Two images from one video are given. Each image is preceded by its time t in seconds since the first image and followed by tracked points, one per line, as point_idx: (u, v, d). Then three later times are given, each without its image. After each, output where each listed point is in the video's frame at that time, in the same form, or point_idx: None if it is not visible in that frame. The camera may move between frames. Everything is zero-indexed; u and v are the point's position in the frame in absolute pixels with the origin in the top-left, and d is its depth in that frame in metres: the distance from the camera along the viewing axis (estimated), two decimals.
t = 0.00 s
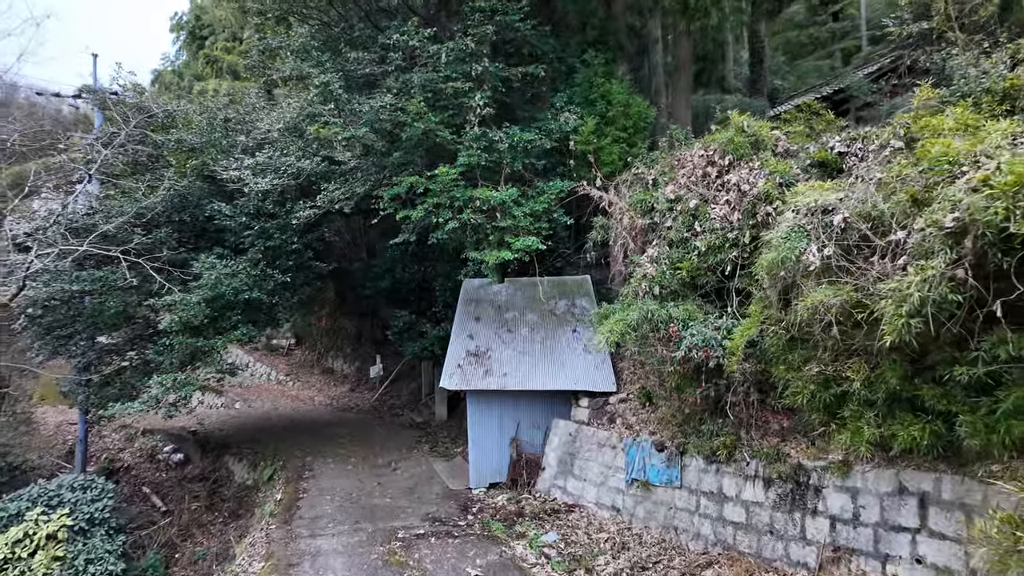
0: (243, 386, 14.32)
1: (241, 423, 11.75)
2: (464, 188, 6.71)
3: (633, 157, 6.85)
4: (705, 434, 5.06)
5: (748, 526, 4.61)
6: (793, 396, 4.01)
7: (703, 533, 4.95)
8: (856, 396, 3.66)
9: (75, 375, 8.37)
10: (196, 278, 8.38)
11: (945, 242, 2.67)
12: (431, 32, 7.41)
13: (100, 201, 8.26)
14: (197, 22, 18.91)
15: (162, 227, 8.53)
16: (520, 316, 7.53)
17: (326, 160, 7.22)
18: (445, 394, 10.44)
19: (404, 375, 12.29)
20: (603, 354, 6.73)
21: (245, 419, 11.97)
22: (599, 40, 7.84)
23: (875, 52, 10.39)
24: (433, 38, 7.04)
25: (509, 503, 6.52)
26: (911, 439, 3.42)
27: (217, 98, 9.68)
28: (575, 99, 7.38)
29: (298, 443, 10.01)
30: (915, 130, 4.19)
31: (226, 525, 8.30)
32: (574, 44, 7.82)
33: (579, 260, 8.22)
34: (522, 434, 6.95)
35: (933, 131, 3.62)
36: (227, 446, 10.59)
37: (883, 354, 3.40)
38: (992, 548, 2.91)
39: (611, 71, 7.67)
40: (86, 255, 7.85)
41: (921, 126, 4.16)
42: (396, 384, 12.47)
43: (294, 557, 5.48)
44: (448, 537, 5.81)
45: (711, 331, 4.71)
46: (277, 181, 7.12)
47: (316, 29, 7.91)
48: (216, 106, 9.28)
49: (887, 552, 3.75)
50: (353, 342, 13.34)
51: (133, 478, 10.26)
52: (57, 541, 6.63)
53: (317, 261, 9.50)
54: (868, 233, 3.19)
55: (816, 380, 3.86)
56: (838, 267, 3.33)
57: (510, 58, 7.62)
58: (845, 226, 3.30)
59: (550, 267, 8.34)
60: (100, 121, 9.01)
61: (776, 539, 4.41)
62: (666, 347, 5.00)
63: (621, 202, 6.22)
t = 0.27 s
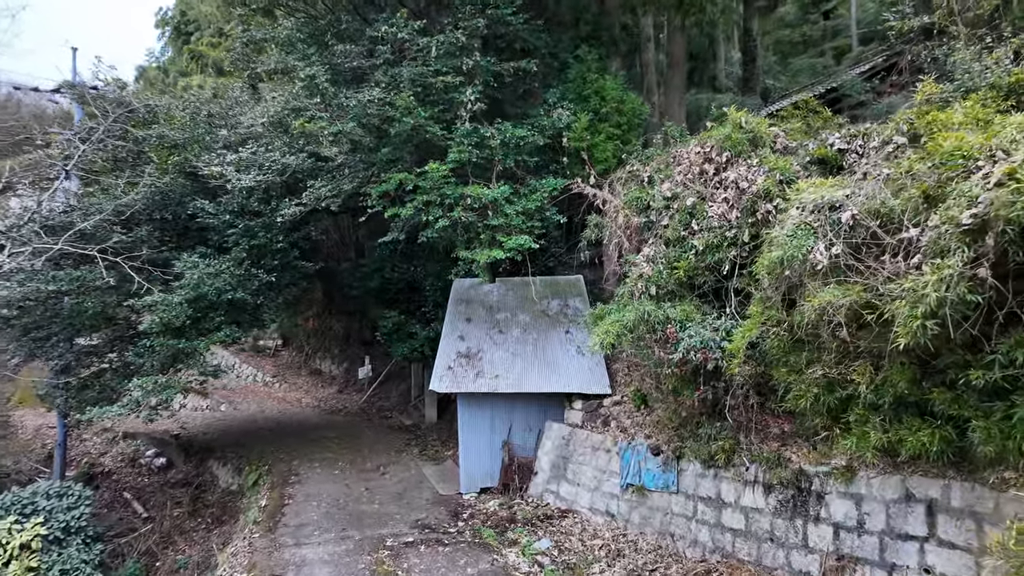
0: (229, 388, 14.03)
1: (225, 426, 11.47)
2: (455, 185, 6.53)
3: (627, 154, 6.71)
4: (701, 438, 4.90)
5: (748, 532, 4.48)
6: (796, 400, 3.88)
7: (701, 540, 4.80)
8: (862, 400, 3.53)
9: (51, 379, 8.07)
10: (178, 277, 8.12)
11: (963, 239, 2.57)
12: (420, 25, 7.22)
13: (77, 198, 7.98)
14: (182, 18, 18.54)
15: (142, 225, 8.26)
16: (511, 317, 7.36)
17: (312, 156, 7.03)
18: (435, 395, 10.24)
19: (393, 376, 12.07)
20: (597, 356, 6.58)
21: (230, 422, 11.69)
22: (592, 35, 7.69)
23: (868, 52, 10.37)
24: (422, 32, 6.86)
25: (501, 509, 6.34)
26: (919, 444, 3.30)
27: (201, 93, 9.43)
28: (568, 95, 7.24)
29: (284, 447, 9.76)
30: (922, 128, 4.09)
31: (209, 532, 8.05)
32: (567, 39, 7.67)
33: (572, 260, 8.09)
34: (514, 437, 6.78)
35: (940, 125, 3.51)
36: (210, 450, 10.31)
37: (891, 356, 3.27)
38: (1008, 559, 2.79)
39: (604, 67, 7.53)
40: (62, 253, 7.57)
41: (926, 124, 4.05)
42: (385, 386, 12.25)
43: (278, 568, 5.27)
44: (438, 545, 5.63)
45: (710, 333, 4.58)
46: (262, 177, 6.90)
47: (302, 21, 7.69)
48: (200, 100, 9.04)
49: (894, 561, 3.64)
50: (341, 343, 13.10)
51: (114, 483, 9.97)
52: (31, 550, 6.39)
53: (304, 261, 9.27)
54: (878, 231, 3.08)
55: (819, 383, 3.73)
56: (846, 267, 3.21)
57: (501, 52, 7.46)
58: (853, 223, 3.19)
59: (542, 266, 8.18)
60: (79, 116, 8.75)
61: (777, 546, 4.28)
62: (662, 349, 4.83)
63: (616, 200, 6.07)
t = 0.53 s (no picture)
0: (219, 389, 13.78)
1: (215, 428, 11.24)
2: (450, 181, 6.35)
3: (626, 149, 6.55)
4: (705, 441, 4.74)
5: (754, 540, 4.33)
6: (806, 403, 3.73)
7: (704, 547, 4.65)
8: (876, 403, 3.38)
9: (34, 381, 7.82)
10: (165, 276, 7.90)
11: (992, 233, 2.44)
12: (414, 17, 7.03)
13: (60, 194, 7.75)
14: (172, 14, 18.26)
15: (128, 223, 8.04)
16: (507, 317, 7.19)
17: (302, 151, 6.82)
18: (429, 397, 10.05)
19: (386, 377, 11.86)
20: (595, 356, 6.42)
21: (220, 423, 11.46)
22: (590, 28, 7.53)
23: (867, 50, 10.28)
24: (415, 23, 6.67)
25: (497, 514, 6.16)
26: (937, 450, 3.16)
27: (189, 87, 9.20)
28: (565, 89, 7.08)
29: (275, 449, 9.55)
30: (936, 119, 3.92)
31: (197, 538, 7.83)
32: (565, 32, 7.50)
33: (570, 259, 7.93)
34: (511, 440, 6.60)
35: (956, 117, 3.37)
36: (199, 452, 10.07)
37: (909, 358, 3.12)
38: None
39: (602, 61, 7.37)
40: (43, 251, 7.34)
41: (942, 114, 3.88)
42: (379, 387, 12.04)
43: None
44: (432, 552, 5.45)
45: (714, 333, 4.42)
46: (251, 173, 6.70)
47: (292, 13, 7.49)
48: (188, 95, 8.83)
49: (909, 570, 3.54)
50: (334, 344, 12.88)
51: (101, 486, 9.73)
52: (11, 559, 6.16)
53: (295, 259, 9.06)
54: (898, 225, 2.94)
55: (830, 385, 3.57)
56: (863, 263, 3.06)
57: (496, 46, 7.29)
58: (870, 218, 3.05)
59: (539, 264, 8.01)
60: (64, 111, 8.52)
61: (784, 554, 4.14)
62: (665, 349, 4.67)
63: (615, 196, 5.91)
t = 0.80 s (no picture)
0: (216, 391, 13.59)
1: (211, 430, 11.05)
2: (449, 177, 6.16)
3: (632, 145, 6.36)
4: (715, 446, 4.57)
5: (768, 550, 4.15)
6: (825, 408, 3.55)
7: (715, 557, 4.48)
8: (901, 409, 3.21)
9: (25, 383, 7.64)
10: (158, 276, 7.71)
11: None
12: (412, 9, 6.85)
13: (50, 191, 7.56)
14: (169, 10, 18.03)
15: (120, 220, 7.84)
16: (509, 317, 7.01)
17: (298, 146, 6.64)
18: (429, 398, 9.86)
19: (385, 378, 11.67)
20: (600, 358, 6.23)
21: (216, 425, 11.27)
22: (593, 21, 7.34)
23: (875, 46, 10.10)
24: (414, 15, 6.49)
25: (499, 520, 5.98)
26: (968, 459, 2.99)
27: (184, 82, 9.03)
28: (569, 84, 6.90)
29: (271, 452, 9.36)
30: (960, 112, 3.74)
31: (191, 543, 7.65)
32: (568, 25, 7.31)
33: (574, 258, 7.75)
34: (513, 444, 6.42)
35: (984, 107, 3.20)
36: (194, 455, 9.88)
37: (938, 362, 2.94)
38: None
39: (606, 54, 7.18)
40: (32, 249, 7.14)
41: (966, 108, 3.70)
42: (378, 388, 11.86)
43: None
44: (432, 561, 5.27)
45: (726, 335, 4.24)
46: (245, 169, 6.52)
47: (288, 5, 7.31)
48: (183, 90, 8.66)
49: None
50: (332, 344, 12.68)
51: (94, 489, 9.54)
52: None
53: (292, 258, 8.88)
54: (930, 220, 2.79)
55: (851, 390, 3.40)
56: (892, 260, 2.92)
57: (498, 39, 7.12)
58: (899, 212, 2.90)
59: (541, 264, 7.82)
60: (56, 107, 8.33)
61: (801, 564, 3.97)
62: (674, 351, 4.50)
63: (621, 193, 5.72)
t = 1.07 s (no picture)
0: (218, 391, 13.44)
1: (212, 431, 10.88)
2: (451, 172, 5.95)
3: (642, 138, 6.17)
4: (732, 451, 4.37)
5: (789, 561, 3.95)
6: (852, 413, 3.34)
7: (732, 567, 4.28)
8: (936, 415, 3.00)
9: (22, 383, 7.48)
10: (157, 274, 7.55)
11: None
12: None
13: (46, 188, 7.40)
14: (171, 7, 17.90)
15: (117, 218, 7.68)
16: (515, 317, 6.81)
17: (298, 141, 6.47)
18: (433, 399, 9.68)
19: (389, 378, 11.50)
20: (609, 358, 6.04)
21: (217, 426, 11.11)
22: (601, 12, 7.14)
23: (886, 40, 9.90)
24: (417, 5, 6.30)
25: (505, 526, 5.79)
26: (1011, 468, 2.80)
27: (184, 78, 8.88)
28: (576, 76, 6.71)
29: (272, 453, 9.19)
30: (998, 98, 3.51)
31: (191, 548, 7.48)
32: (575, 16, 7.12)
33: (581, 255, 7.57)
34: (519, 447, 6.24)
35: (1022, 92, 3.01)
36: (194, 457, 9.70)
37: (981, 365, 2.75)
38: None
39: (615, 46, 6.99)
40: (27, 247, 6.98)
41: (1009, 94, 3.45)
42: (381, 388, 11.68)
43: None
44: (436, 569, 5.09)
45: (745, 335, 4.03)
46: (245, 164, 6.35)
47: None
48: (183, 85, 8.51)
49: None
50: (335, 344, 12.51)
51: (94, 491, 9.38)
52: None
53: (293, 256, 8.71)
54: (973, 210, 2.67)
55: (881, 394, 3.17)
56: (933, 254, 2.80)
57: (503, 31, 6.94)
58: (940, 202, 2.77)
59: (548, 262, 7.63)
60: (55, 101, 8.18)
61: None
62: (690, 352, 4.31)
63: (631, 187, 5.53)
